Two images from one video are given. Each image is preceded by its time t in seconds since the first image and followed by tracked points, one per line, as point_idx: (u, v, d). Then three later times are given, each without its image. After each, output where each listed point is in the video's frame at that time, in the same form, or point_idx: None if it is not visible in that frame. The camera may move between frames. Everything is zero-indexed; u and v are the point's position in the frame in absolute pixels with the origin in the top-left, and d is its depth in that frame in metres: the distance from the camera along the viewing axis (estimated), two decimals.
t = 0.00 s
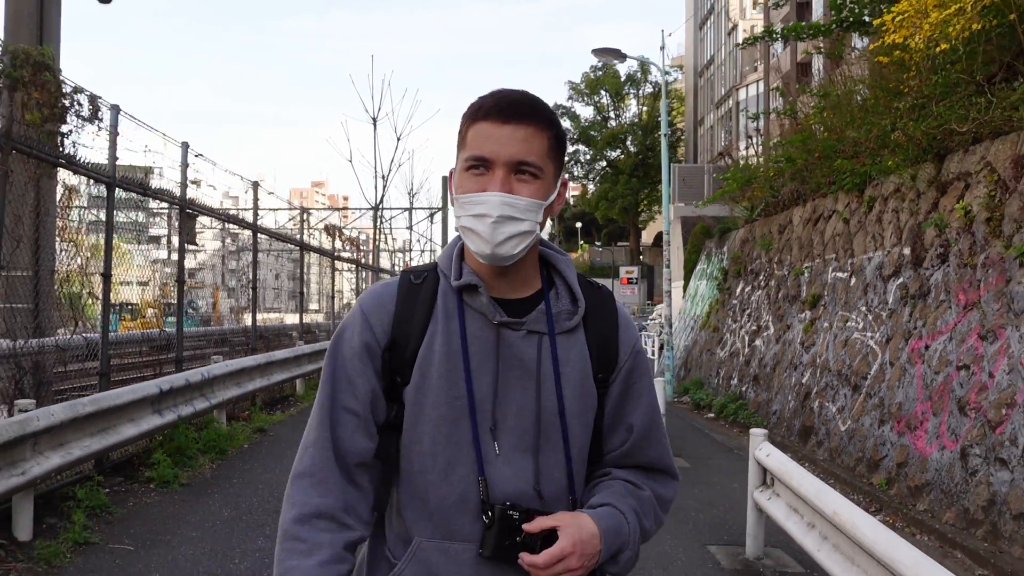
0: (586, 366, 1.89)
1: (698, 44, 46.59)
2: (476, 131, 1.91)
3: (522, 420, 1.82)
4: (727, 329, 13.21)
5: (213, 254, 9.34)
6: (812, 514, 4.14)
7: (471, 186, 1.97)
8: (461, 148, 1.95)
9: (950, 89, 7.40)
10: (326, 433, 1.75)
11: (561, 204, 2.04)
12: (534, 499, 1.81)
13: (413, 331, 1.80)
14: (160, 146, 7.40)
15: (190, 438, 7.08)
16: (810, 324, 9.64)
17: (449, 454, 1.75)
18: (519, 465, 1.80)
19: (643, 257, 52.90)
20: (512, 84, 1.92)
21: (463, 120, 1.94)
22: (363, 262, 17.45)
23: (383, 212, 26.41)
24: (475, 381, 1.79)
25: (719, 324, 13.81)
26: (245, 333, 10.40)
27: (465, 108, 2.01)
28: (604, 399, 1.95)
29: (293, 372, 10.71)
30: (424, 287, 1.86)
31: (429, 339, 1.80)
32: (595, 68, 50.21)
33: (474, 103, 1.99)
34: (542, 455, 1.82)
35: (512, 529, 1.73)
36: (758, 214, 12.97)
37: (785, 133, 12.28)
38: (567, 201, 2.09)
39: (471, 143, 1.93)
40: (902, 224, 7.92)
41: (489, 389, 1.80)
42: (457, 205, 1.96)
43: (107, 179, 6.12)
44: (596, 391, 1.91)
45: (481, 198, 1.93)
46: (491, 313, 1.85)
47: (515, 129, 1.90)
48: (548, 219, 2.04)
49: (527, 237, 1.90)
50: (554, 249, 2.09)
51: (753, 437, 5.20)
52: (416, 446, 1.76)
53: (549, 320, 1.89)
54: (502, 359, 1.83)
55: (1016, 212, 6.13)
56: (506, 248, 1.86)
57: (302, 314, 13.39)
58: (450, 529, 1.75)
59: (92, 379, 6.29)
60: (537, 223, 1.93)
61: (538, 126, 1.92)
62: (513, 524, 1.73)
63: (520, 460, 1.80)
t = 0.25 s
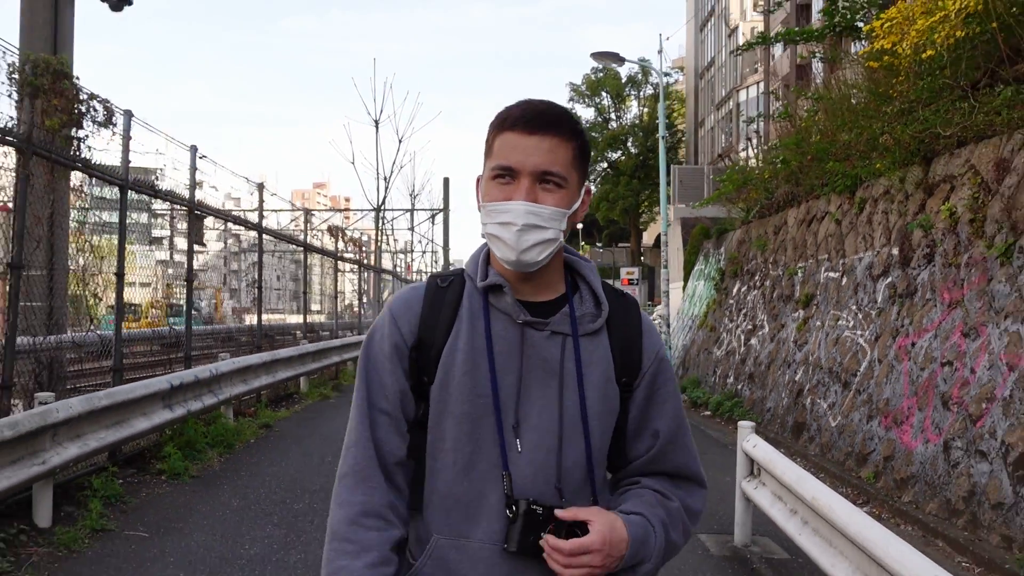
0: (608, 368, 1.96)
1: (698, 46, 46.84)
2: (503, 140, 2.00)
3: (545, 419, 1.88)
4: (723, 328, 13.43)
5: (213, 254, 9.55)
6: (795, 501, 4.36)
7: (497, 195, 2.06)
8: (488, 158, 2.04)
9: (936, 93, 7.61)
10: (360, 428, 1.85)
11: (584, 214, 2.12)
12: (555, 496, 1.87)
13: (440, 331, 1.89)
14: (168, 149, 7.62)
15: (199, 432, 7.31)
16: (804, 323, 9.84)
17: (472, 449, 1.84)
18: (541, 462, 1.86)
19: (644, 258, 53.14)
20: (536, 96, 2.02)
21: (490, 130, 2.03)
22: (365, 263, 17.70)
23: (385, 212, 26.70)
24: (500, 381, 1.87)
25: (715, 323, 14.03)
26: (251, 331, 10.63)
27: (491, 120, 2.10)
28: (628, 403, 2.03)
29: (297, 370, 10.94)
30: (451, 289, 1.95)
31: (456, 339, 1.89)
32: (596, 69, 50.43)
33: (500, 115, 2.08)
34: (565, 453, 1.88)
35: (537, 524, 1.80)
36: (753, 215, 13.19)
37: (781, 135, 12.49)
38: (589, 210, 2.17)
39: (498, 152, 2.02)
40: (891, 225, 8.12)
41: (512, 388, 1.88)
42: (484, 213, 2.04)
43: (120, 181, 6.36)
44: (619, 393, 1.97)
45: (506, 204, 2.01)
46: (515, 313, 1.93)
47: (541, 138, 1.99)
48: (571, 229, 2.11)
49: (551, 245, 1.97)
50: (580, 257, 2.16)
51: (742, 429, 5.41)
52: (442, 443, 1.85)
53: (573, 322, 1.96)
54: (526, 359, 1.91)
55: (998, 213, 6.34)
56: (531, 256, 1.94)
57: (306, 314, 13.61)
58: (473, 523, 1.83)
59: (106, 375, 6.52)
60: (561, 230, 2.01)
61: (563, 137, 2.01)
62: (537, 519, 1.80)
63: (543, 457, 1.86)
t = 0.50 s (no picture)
0: (635, 363, 2.01)
1: (700, 49, 47.07)
2: (528, 136, 2.12)
3: (572, 414, 1.97)
4: (723, 330, 13.64)
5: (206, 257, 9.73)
6: (783, 494, 4.58)
7: (524, 190, 2.17)
8: (514, 156, 2.16)
9: (927, 101, 7.82)
10: (392, 427, 2.06)
11: (609, 208, 2.22)
12: (583, 489, 1.95)
13: (467, 331, 2.02)
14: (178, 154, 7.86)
15: (211, 430, 7.54)
16: (800, 325, 10.05)
17: (499, 444, 1.96)
18: (567, 456, 1.95)
19: (646, 260, 53.35)
20: (558, 95, 2.15)
21: (514, 129, 2.15)
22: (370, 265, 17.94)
23: (389, 215, 27.01)
24: (525, 378, 1.98)
25: (715, 325, 14.24)
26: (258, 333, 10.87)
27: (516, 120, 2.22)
28: (662, 396, 2.04)
29: (304, 370, 11.17)
30: (478, 292, 2.07)
31: (484, 338, 2.02)
32: (599, 72, 50.65)
33: (524, 115, 2.20)
34: (591, 448, 1.96)
35: (552, 521, 1.88)
36: (752, 218, 13.40)
37: (779, 140, 12.71)
38: (615, 203, 2.26)
39: (522, 149, 2.14)
40: (884, 229, 8.33)
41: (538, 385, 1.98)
42: (512, 208, 2.15)
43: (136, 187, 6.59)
44: (650, 387, 2.01)
45: (533, 198, 2.12)
46: (541, 311, 2.03)
47: (565, 133, 2.11)
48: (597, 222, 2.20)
49: (577, 237, 2.07)
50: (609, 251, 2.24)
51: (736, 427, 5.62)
52: (472, 438, 1.99)
53: (599, 318, 2.03)
54: (552, 356, 2.00)
55: (985, 218, 6.55)
56: (557, 247, 2.05)
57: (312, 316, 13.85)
58: (502, 515, 1.95)
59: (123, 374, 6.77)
60: (586, 222, 2.11)
61: (584, 131, 2.11)
62: (552, 515, 1.88)
63: (568, 451, 1.95)
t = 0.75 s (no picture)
0: (642, 367, 2.12)
1: (705, 51, 47.21)
2: (531, 158, 2.23)
3: (581, 418, 2.10)
4: (725, 330, 13.81)
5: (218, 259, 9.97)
6: (776, 487, 4.77)
7: (531, 211, 2.28)
8: (518, 178, 2.26)
9: (923, 106, 7.99)
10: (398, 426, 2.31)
11: (610, 218, 2.33)
12: (596, 492, 2.08)
13: (476, 342, 2.19)
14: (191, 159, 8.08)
15: (225, 428, 7.76)
16: (801, 325, 10.23)
17: (514, 450, 2.11)
18: (578, 460, 2.09)
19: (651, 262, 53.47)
20: (552, 113, 2.26)
21: (516, 152, 2.26)
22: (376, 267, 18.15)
23: (395, 217, 27.23)
24: (536, 386, 2.12)
25: (718, 326, 14.41)
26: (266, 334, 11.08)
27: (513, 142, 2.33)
28: (668, 397, 2.15)
29: (313, 370, 11.37)
30: (486, 303, 2.24)
31: (492, 348, 2.18)
32: (603, 74, 50.81)
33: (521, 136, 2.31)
34: (602, 452, 2.09)
35: (571, 525, 2.02)
36: (754, 220, 13.57)
37: (781, 143, 12.88)
38: (616, 213, 2.37)
39: (527, 172, 2.25)
40: (882, 231, 8.51)
41: (548, 392, 2.11)
42: (520, 230, 2.25)
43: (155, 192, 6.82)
44: (656, 389, 2.12)
45: (542, 219, 2.22)
46: (548, 321, 2.16)
47: (566, 153, 2.22)
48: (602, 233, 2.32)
49: (586, 254, 2.18)
50: (615, 256, 2.35)
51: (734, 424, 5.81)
52: (488, 443, 2.15)
53: (606, 325, 2.15)
54: (561, 364, 2.13)
55: (978, 221, 6.74)
56: (568, 267, 2.16)
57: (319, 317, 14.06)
58: (521, 517, 2.10)
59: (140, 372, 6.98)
60: (594, 238, 2.22)
61: (585, 149, 2.23)
62: (569, 520, 2.02)
63: (579, 455, 2.09)
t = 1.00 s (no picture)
0: (637, 369, 2.07)
1: (710, 54, 47.48)
2: (514, 150, 2.19)
3: (576, 422, 2.04)
4: (728, 331, 14.00)
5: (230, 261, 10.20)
6: (773, 480, 4.95)
7: (516, 204, 2.23)
8: (503, 172, 2.22)
9: (921, 111, 8.17)
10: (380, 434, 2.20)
11: (599, 214, 2.29)
12: (593, 497, 2.02)
13: (467, 345, 2.11)
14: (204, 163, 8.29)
15: (239, 425, 7.97)
16: (802, 326, 10.42)
17: (508, 455, 2.03)
18: (575, 465, 2.02)
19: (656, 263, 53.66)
20: (537, 107, 2.22)
21: (500, 146, 2.21)
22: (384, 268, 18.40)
23: (403, 219, 27.58)
24: (529, 390, 2.05)
25: (721, 327, 14.60)
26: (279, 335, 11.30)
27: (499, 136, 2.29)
28: (661, 398, 2.11)
29: (323, 370, 11.60)
30: (476, 304, 2.15)
31: (484, 351, 2.09)
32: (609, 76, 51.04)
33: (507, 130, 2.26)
34: (598, 456, 2.03)
35: (568, 530, 1.96)
36: (757, 223, 13.75)
37: (784, 146, 13.08)
38: (605, 208, 2.32)
39: (512, 165, 2.20)
40: (881, 233, 8.68)
41: (542, 395, 2.05)
42: (505, 224, 2.20)
43: (172, 195, 7.05)
44: (650, 390, 2.08)
45: (525, 212, 2.18)
46: (540, 322, 2.09)
47: (549, 144, 2.18)
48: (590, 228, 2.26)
49: (572, 246, 2.12)
50: (605, 256, 2.29)
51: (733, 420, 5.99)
52: (481, 449, 2.07)
53: (598, 325, 2.10)
54: (555, 366, 2.07)
55: (972, 224, 6.92)
56: (554, 259, 2.09)
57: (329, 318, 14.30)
58: (516, 523, 2.02)
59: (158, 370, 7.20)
60: (580, 230, 2.16)
61: (569, 140, 2.18)
62: (568, 525, 1.96)
63: (575, 460, 2.02)
